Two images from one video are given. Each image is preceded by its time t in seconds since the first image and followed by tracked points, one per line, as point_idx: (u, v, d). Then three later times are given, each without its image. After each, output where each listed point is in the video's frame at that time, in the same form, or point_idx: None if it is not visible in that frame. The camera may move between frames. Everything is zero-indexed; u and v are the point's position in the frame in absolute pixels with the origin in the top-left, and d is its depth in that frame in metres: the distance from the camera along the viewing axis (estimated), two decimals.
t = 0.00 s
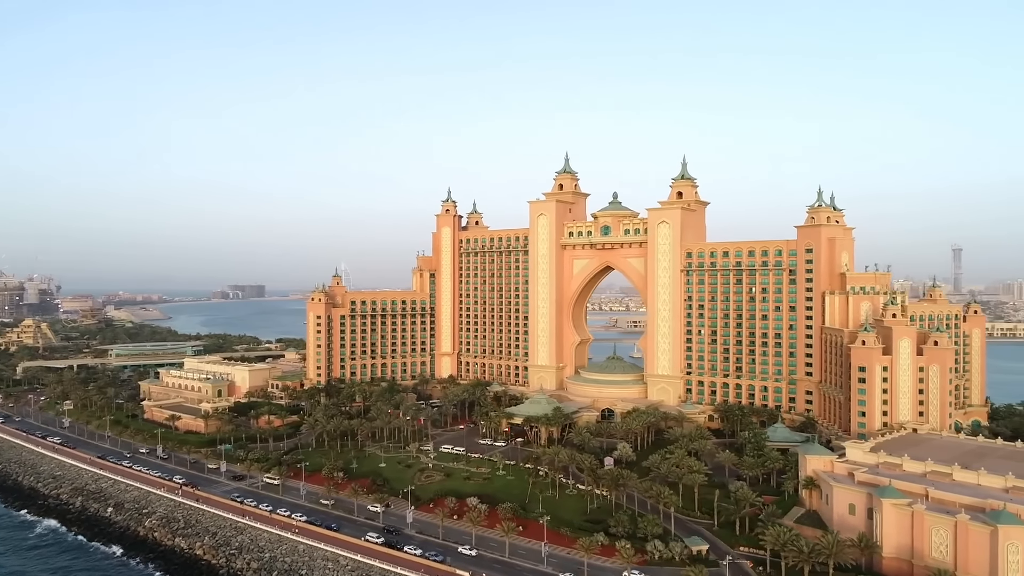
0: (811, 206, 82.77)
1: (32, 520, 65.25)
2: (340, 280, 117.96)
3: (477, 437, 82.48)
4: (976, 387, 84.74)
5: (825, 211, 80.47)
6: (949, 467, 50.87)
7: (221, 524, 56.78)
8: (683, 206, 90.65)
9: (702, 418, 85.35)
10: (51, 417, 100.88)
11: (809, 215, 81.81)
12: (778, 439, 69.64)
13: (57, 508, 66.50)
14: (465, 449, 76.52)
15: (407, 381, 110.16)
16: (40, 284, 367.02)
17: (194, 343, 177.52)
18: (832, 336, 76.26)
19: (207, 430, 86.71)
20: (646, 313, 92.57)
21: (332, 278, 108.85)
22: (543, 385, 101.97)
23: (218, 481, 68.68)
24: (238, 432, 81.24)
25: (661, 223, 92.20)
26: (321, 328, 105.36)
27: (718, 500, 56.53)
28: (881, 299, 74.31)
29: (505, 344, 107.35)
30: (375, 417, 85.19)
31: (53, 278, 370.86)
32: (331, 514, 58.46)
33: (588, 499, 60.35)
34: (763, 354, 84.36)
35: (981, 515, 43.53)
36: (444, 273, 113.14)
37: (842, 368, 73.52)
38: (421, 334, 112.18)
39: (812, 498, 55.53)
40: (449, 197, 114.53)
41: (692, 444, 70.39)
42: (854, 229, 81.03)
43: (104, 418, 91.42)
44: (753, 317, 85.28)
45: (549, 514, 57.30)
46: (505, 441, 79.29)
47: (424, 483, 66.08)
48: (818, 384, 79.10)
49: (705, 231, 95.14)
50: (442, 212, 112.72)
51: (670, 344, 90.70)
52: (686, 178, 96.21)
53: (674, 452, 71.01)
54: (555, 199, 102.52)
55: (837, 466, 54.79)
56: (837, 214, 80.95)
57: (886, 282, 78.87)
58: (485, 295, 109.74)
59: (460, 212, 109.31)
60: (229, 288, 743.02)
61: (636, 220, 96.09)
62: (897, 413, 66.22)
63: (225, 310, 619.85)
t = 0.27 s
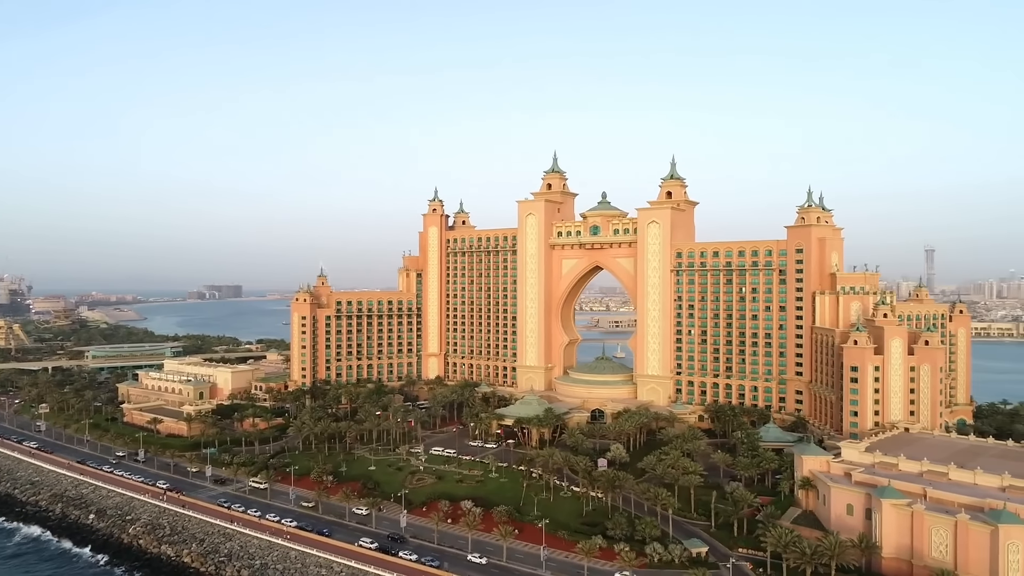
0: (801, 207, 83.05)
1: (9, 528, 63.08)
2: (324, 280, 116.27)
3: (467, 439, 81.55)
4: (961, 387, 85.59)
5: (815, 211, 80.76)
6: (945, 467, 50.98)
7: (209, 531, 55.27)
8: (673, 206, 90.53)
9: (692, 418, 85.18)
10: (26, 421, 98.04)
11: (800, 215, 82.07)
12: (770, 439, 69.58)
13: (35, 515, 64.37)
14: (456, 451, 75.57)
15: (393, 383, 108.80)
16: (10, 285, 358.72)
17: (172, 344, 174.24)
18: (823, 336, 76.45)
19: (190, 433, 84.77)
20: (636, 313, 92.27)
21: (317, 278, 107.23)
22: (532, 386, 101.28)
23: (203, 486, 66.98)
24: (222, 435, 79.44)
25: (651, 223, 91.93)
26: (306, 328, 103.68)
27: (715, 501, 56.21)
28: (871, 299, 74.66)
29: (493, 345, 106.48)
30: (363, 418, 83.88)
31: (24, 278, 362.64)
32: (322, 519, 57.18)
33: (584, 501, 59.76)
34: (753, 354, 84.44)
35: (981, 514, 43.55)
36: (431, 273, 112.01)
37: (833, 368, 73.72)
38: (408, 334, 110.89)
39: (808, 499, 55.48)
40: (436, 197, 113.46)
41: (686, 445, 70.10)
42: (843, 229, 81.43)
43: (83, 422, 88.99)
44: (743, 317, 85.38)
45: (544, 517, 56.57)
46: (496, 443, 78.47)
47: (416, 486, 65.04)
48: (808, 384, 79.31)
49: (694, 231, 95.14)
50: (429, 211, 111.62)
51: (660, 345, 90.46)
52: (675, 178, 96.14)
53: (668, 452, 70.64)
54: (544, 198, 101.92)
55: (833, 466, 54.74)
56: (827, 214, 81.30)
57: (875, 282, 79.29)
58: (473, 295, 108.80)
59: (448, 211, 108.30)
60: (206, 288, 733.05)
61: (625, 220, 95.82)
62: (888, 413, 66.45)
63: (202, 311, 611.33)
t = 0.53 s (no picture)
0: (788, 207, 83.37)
1: None
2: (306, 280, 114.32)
3: (455, 440, 80.53)
4: (943, 385, 86.61)
5: (802, 211, 81.09)
6: (938, 466, 51.23)
7: (194, 538, 53.65)
8: (660, 206, 90.40)
9: (680, 418, 85.09)
10: None
11: (787, 215, 82.40)
12: (760, 438, 69.60)
13: (9, 524, 62.04)
14: (445, 454, 74.54)
15: (376, 384, 107.26)
16: None
17: (147, 345, 170.22)
18: (811, 335, 76.78)
19: (170, 437, 82.59)
20: (623, 313, 91.98)
21: (299, 278, 105.34)
22: (518, 387, 100.52)
23: (185, 491, 65.14)
24: (203, 439, 77.44)
25: (638, 223, 91.69)
26: (288, 329, 101.78)
27: (710, 502, 55.93)
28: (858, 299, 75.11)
29: (478, 345, 105.52)
30: (348, 421, 82.42)
31: None
32: (311, 525, 55.83)
33: (578, 503, 59.16)
34: (740, 353, 84.60)
35: (978, 513, 43.70)
36: (415, 273, 110.71)
37: (821, 367, 74.04)
38: (392, 335, 109.45)
39: (802, 499, 55.46)
40: (420, 196, 112.17)
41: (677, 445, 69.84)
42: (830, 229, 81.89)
43: (56, 427, 86.23)
44: (730, 317, 85.52)
45: (538, 520, 55.83)
46: (484, 444, 77.55)
47: (406, 489, 63.92)
48: (795, 383, 79.65)
49: (680, 231, 95.15)
50: (413, 210, 110.32)
51: (647, 345, 90.28)
52: (662, 178, 96.06)
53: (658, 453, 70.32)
54: (530, 198, 101.22)
55: (827, 466, 54.80)
56: (814, 215, 81.72)
57: (862, 282, 79.86)
58: (458, 295, 107.74)
59: (432, 210, 107.13)
60: (178, 288, 720.79)
61: (612, 220, 95.52)
62: (877, 412, 66.85)
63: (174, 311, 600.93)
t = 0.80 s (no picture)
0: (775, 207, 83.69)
1: None
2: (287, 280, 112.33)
3: (442, 442, 79.51)
4: (926, 384, 87.57)
5: (789, 211, 81.43)
6: (930, 465, 51.49)
7: (178, 546, 52.06)
8: (647, 206, 90.24)
9: (668, 418, 84.95)
10: None
11: (773, 215, 82.69)
12: (750, 438, 69.62)
13: None
14: (433, 456, 73.48)
15: (360, 386, 105.76)
16: None
17: (120, 347, 166.14)
18: (798, 335, 77.08)
19: (148, 441, 80.44)
20: (610, 313, 91.64)
21: (280, 278, 103.45)
22: (503, 388, 99.73)
23: (167, 497, 63.32)
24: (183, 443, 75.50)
25: (625, 223, 91.43)
26: (269, 330, 99.87)
27: (704, 503, 55.66)
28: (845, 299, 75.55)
29: (463, 346, 104.52)
30: (333, 423, 80.96)
31: None
32: (299, 531, 54.51)
33: (571, 506, 58.57)
34: (727, 353, 84.72)
35: (973, 512, 43.88)
36: (398, 273, 109.37)
37: (809, 367, 74.31)
38: (375, 336, 108.01)
39: (795, 499, 55.45)
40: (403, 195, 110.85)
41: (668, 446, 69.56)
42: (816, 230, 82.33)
43: (29, 431, 83.54)
44: (717, 317, 85.63)
45: (531, 523, 55.12)
46: (472, 446, 76.61)
47: (395, 493, 62.85)
48: (782, 383, 79.95)
49: (667, 231, 95.10)
50: (397, 210, 108.98)
51: (634, 345, 90.04)
52: (648, 178, 95.94)
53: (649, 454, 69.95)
54: (516, 197, 100.49)
55: (820, 466, 54.88)
56: (800, 215, 82.11)
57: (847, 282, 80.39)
58: (442, 296, 106.64)
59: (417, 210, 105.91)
60: (150, 289, 707.93)
61: (598, 220, 95.19)
62: (865, 411, 67.18)
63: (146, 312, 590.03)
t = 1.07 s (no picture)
0: (760, 207, 84.05)
1: None
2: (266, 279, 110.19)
3: (428, 445, 78.45)
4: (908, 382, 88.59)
5: (774, 212, 81.80)
6: (921, 464, 51.86)
7: (161, 554, 50.47)
8: (633, 206, 90.11)
9: (654, 418, 84.88)
10: None
11: (759, 215, 83.01)
12: (738, 438, 69.68)
13: None
14: (420, 458, 72.42)
15: (341, 387, 104.15)
16: None
17: (91, 349, 161.85)
18: (784, 335, 77.42)
19: (124, 446, 78.24)
20: (596, 313, 91.34)
21: (259, 278, 101.43)
22: (488, 389, 98.93)
23: (146, 503, 61.51)
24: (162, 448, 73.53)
25: (611, 223, 91.16)
26: (248, 331, 97.85)
27: (697, 504, 55.43)
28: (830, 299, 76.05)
29: (446, 346, 103.49)
30: (316, 426, 79.45)
31: None
32: (286, 537, 53.21)
33: (562, 508, 58.00)
34: (713, 353, 84.87)
35: (967, 510, 44.18)
36: (380, 273, 107.95)
37: (795, 367, 74.68)
38: (357, 336, 106.47)
39: (787, 498, 55.50)
40: (386, 194, 109.43)
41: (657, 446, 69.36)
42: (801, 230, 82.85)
43: None
44: (703, 317, 85.75)
45: (524, 526, 54.46)
46: (459, 448, 75.66)
47: (383, 497, 61.76)
48: (768, 382, 80.29)
49: (652, 231, 95.07)
50: (379, 208, 107.56)
51: (620, 345, 89.81)
52: (633, 177, 95.80)
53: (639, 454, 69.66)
54: (500, 197, 99.74)
55: (812, 465, 55.01)
56: (785, 215, 82.53)
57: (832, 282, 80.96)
58: (426, 296, 105.50)
59: (400, 209, 104.66)
60: (119, 289, 693.58)
61: (584, 219, 94.86)
62: (852, 410, 67.62)
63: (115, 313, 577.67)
